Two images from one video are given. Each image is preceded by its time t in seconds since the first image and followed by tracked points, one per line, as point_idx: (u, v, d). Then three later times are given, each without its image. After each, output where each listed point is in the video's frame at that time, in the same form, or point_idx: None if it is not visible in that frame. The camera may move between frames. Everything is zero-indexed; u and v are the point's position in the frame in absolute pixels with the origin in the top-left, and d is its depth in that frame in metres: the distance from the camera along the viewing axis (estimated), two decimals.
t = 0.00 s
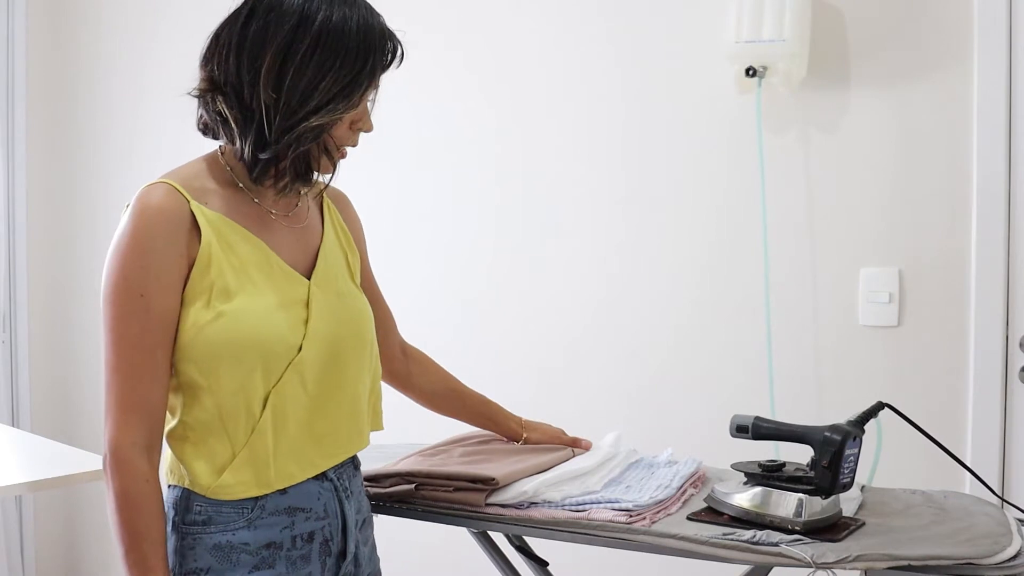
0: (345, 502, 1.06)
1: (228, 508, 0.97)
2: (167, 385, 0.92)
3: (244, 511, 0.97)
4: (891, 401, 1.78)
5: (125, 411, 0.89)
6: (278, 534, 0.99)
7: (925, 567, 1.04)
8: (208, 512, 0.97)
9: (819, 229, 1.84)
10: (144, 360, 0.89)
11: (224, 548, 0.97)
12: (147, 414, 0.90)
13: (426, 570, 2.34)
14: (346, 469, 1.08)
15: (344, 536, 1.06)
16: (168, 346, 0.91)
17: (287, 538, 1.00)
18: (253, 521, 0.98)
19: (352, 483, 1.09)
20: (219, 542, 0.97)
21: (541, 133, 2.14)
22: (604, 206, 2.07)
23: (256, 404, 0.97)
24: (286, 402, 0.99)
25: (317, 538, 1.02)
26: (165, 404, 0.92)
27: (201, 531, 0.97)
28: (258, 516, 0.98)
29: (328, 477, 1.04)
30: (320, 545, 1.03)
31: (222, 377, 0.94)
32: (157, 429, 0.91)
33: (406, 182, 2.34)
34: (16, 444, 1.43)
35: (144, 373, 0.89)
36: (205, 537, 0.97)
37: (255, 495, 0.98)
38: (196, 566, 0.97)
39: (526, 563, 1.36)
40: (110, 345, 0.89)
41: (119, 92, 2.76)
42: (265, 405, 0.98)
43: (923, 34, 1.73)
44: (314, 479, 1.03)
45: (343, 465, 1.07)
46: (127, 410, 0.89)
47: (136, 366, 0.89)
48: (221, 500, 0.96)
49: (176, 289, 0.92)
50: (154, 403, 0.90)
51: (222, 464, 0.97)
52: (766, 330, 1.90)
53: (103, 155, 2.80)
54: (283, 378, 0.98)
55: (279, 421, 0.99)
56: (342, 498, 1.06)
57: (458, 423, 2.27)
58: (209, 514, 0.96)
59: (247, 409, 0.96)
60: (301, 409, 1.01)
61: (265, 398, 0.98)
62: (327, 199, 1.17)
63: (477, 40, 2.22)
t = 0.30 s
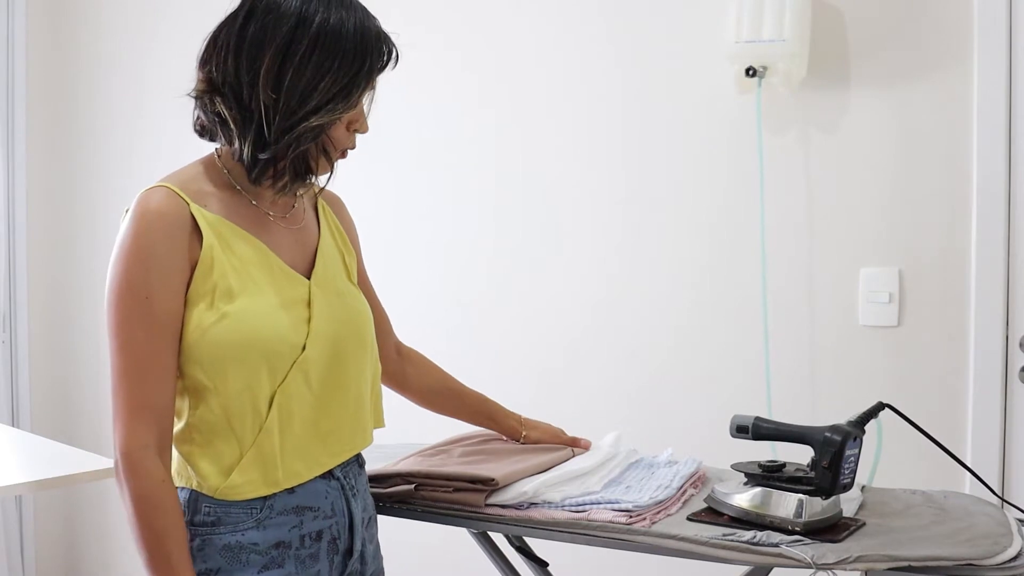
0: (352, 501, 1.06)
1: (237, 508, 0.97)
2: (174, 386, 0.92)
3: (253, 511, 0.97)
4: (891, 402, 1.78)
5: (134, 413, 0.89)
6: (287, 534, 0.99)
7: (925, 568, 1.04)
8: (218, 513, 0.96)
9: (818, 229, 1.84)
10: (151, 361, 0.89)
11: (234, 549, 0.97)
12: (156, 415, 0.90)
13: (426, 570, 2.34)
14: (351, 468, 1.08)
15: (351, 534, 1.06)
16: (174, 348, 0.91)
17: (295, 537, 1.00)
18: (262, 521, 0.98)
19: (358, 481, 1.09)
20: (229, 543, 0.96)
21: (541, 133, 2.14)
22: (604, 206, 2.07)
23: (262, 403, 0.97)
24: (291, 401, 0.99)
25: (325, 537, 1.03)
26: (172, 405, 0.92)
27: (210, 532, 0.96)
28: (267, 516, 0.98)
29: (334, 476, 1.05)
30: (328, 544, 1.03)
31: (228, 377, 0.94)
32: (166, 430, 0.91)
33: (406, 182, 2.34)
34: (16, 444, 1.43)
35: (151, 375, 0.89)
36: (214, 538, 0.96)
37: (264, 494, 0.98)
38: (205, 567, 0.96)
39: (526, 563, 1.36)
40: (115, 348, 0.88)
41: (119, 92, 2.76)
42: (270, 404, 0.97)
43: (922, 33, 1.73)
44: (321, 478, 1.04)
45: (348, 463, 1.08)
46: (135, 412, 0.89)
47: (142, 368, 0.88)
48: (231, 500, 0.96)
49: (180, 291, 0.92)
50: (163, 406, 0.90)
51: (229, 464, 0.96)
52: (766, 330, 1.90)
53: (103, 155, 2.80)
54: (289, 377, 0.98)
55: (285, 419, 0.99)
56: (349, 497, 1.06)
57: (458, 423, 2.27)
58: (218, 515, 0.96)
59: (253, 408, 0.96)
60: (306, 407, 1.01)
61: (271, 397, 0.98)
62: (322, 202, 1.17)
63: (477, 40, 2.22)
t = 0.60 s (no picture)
0: (349, 498, 1.06)
1: (234, 502, 0.97)
2: (183, 378, 0.92)
3: (250, 506, 0.98)
4: (891, 402, 1.78)
5: (142, 406, 0.88)
6: (283, 529, 0.99)
7: (924, 568, 1.04)
8: (214, 507, 0.97)
9: (817, 230, 1.84)
10: (162, 354, 0.89)
11: (230, 543, 0.97)
12: (168, 407, 0.89)
13: (426, 570, 2.34)
14: (350, 466, 1.08)
15: (348, 533, 1.06)
16: (182, 342, 0.91)
17: (292, 533, 1.00)
18: (258, 516, 0.98)
19: (357, 479, 1.09)
20: (225, 537, 0.97)
21: (541, 133, 2.14)
22: (605, 206, 2.07)
23: (264, 400, 0.97)
24: (292, 397, 0.99)
25: (322, 534, 1.03)
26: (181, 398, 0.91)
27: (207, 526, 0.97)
28: (264, 512, 0.98)
29: (332, 473, 1.05)
30: (324, 541, 1.03)
31: (231, 372, 0.94)
32: (177, 422, 0.91)
33: (406, 182, 2.34)
34: (17, 444, 1.43)
35: (161, 367, 0.89)
36: (211, 531, 0.97)
37: (261, 489, 0.98)
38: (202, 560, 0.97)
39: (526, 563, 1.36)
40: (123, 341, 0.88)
41: (119, 92, 2.76)
42: (273, 400, 0.98)
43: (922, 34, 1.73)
44: (318, 475, 1.04)
45: (347, 462, 1.08)
46: (146, 405, 0.88)
47: (153, 360, 0.88)
48: (228, 494, 0.97)
49: (187, 286, 0.92)
50: (172, 399, 0.90)
51: (228, 458, 0.97)
52: (766, 331, 1.90)
53: (103, 154, 2.80)
54: (291, 373, 0.98)
55: (286, 416, 0.99)
56: (346, 494, 1.06)
57: (458, 422, 2.27)
58: (216, 509, 0.97)
59: (255, 405, 0.96)
60: (308, 405, 1.01)
61: (272, 394, 0.98)
62: (327, 205, 1.18)
63: (477, 40, 2.22)
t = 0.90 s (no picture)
0: (349, 500, 1.06)
1: (232, 503, 0.97)
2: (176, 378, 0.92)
3: (247, 507, 0.98)
4: (892, 402, 1.78)
5: (134, 405, 0.88)
6: (280, 531, 1.00)
7: (925, 568, 1.04)
8: (213, 507, 0.97)
9: (817, 230, 1.84)
10: (157, 352, 0.89)
11: (227, 543, 0.97)
12: (161, 405, 0.89)
13: (426, 570, 2.34)
14: (350, 467, 1.08)
15: (347, 535, 1.06)
16: (175, 341, 0.91)
17: (289, 535, 1.00)
18: (256, 517, 0.98)
19: (357, 481, 1.09)
20: (222, 537, 0.97)
21: (541, 133, 2.14)
22: (605, 206, 2.07)
23: (259, 400, 0.97)
24: (288, 396, 0.99)
25: (320, 536, 1.03)
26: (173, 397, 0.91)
27: (204, 526, 0.97)
28: (261, 513, 0.98)
29: (332, 475, 1.05)
30: (322, 543, 1.03)
31: (226, 371, 0.94)
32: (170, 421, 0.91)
33: (406, 182, 2.34)
34: (17, 444, 1.43)
35: (152, 365, 0.89)
36: (209, 531, 0.97)
37: (259, 489, 0.98)
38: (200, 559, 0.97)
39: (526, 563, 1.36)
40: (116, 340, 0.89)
41: (119, 92, 2.76)
42: (268, 400, 0.97)
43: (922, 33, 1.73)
44: (317, 476, 1.04)
45: (346, 463, 1.08)
46: (140, 402, 0.88)
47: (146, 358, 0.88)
48: (227, 495, 0.97)
49: (181, 285, 0.92)
50: (164, 398, 0.90)
51: (225, 459, 0.97)
52: (766, 331, 1.90)
53: (103, 154, 2.80)
54: (287, 373, 0.98)
55: (282, 416, 0.99)
56: (346, 497, 1.06)
57: (458, 422, 2.27)
58: (213, 509, 0.97)
59: (251, 405, 0.96)
60: (305, 405, 1.01)
61: (268, 394, 0.97)
62: (333, 205, 1.17)
63: (477, 40, 2.22)
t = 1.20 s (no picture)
0: (350, 503, 1.07)
1: (236, 508, 0.97)
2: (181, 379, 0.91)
3: (252, 512, 0.98)
4: (892, 402, 1.78)
5: (140, 406, 0.88)
6: (284, 535, 1.00)
7: (925, 568, 1.04)
8: (216, 512, 0.97)
9: (817, 231, 1.84)
10: (164, 353, 0.89)
11: (231, 548, 0.97)
12: (165, 406, 0.89)
13: (426, 570, 2.34)
14: (351, 470, 1.09)
15: (348, 537, 1.07)
16: (183, 343, 0.91)
17: (293, 539, 1.00)
18: (260, 522, 0.98)
19: (357, 483, 1.10)
20: (226, 543, 0.97)
21: (541, 133, 2.14)
22: (604, 206, 2.07)
23: (269, 404, 0.97)
24: (297, 400, 0.99)
25: (323, 540, 1.03)
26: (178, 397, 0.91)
27: (207, 531, 0.97)
28: (266, 517, 0.99)
29: (334, 478, 1.05)
30: (325, 546, 1.04)
31: (236, 374, 0.94)
32: (172, 421, 0.91)
33: (405, 182, 2.34)
34: (17, 444, 1.43)
35: (159, 366, 0.88)
36: (212, 537, 0.97)
37: (264, 493, 0.98)
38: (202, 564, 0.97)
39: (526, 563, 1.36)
40: (124, 339, 0.88)
41: (119, 91, 2.76)
42: (278, 404, 0.98)
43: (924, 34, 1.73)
44: (320, 480, 1.04)
45: (347, 466, 1.08)
46: (145, 402, 0.88)
47: (153, 358, 0.88)
48: (231, 498, 0.96)
49: (191, 286, 0.91)
50: (168, 399, 0.89)
51: (231, 463, 0.96)
52: (766, 331, 1.90)
53: (103, 154, 2.80)
54: (296, 377, 0.99)
55: (290, 420, 0.99)
56: (347, 500, 1.07)
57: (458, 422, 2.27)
58: (217, 514, 0.96)
59: (260, 409, 0.96)
60: (312, 409, 1.02)
61: (278, 398, 0.98)
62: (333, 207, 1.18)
63: (477, 40, 2.22)
